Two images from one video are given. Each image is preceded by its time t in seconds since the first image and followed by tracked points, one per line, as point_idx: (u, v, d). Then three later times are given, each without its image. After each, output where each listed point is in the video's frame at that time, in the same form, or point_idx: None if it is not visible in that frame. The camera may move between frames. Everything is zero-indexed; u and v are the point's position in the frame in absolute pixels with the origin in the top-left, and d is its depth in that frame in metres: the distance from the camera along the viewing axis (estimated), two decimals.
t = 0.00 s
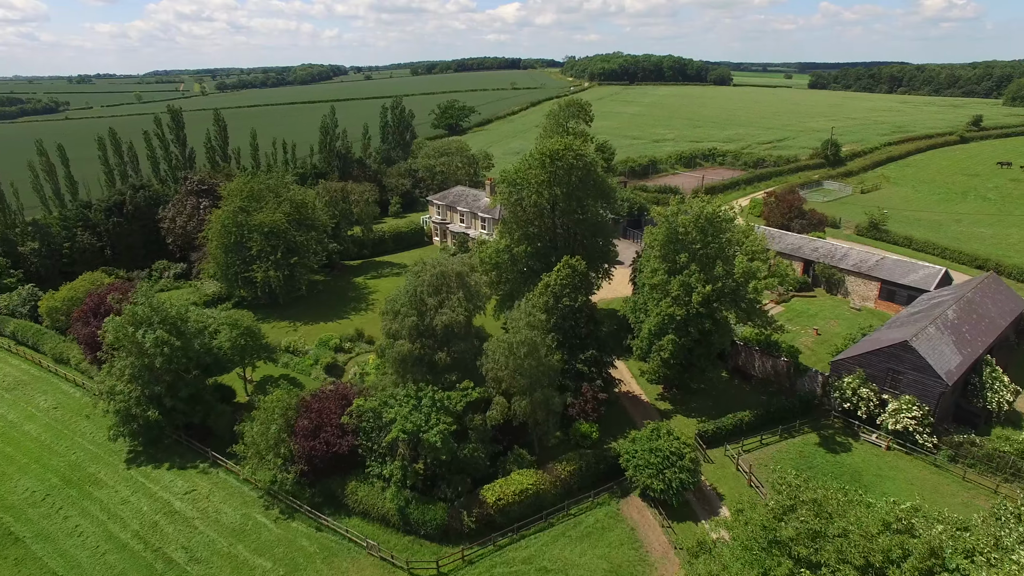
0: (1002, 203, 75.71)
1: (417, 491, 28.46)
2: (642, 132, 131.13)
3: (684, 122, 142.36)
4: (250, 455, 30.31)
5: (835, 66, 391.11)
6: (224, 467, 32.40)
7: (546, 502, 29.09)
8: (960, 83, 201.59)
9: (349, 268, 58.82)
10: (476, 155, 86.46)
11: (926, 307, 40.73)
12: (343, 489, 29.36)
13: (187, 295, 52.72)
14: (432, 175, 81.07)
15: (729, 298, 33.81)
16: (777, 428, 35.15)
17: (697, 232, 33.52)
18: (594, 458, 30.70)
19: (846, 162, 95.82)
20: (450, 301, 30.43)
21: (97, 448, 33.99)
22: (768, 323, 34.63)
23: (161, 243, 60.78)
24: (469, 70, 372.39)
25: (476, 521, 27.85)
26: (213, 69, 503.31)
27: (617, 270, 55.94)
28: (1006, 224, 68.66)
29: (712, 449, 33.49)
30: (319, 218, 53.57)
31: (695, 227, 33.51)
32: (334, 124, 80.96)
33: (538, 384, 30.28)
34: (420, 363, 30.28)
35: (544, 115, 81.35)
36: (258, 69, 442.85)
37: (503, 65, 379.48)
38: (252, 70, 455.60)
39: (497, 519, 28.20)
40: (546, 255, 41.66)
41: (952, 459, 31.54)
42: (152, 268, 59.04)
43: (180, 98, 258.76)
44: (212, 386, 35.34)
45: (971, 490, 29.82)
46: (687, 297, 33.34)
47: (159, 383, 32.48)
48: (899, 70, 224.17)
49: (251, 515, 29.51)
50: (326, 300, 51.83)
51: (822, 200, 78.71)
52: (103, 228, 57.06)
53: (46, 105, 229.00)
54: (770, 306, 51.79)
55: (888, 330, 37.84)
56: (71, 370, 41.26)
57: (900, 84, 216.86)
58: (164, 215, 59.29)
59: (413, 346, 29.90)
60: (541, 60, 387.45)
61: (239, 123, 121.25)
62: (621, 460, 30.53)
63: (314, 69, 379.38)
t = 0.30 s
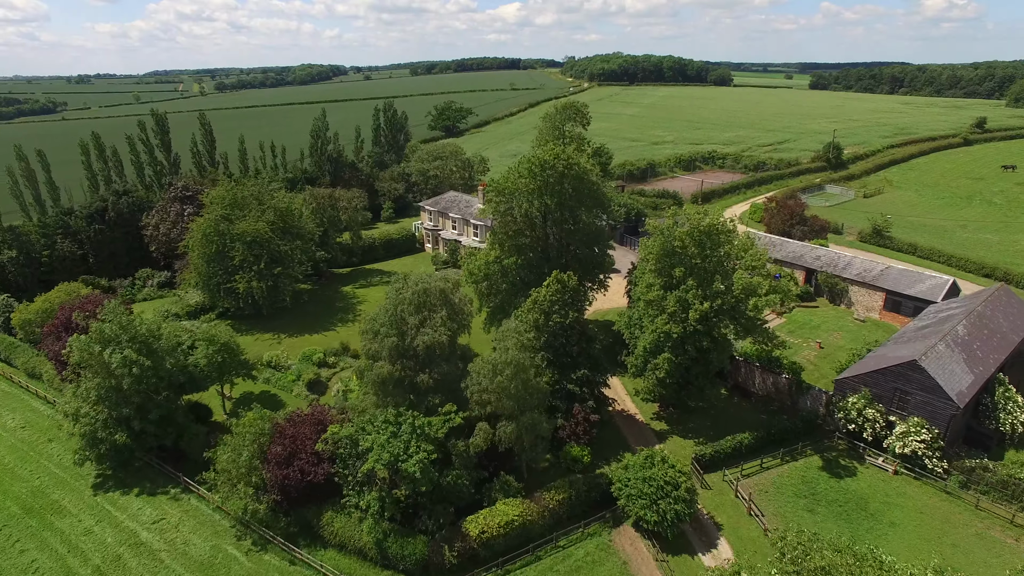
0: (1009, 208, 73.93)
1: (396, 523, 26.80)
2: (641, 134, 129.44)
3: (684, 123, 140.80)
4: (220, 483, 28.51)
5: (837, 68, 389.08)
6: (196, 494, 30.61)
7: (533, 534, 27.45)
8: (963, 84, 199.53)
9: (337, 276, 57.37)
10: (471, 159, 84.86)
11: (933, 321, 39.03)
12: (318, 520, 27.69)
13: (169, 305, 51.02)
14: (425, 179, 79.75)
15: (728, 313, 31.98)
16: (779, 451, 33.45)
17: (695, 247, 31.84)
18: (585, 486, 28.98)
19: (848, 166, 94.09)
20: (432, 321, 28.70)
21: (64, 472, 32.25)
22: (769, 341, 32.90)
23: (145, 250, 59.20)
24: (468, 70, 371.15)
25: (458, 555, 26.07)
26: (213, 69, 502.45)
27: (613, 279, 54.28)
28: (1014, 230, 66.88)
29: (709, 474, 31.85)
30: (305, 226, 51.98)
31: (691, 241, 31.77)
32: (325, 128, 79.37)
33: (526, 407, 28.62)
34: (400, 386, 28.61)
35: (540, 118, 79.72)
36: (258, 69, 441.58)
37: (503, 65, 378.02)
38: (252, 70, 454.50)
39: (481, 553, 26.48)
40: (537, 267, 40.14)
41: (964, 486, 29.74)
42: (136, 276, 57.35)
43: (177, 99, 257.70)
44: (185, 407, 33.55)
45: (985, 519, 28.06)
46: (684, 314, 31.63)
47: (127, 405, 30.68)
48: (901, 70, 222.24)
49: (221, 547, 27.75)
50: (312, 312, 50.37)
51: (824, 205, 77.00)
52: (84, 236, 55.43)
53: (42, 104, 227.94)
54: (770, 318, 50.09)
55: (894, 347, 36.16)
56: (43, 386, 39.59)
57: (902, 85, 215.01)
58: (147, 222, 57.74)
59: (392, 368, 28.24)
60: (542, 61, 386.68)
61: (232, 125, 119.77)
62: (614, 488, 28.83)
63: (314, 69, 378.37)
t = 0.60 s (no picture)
0: (1015, 213, 72.19)
1: (372, 558, 25.07)
2: (640, 136, 127.62)
3: (684, 124, 139.08)
4: (188, 514, 26.72)
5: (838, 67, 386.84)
6: (164, 523, 28.80)
7: (519, 569, 25.72)
8: (964, 84, 197.68)
9: (326, 286, 55.76)
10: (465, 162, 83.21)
11: (943, 336, 37.27)
12: (291, 555, 25.88)
13: (150, 317, 49.24)
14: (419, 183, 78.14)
15: (727, 332, 30.26)
16: (781, 476, 31.73)
17: (691, 263, 29.91)
18: (575, 517, 27.28)
19: (850, 169, 92.39)
20: (412, 342, 27.02)
21: (27, 499, 30.45)
22: (772, 361, 31.15)
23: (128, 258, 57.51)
24: (467, 70, 369.45)
25: None
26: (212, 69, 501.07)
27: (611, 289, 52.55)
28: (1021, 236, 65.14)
29: (708, 501, 30.17)
30: (290, 234, 50.31)
31: (689, 256, 29.95)
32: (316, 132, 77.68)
33: (512, 433, 26.94)
34: (379, 411, 26.93)
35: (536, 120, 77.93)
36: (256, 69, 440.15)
37: (502, 65, 376.55)
38: (251, 70, 452.94)
39: None
40: (528, 279, 38.52)
41: (977, 515, 28.02)
42: (118, 285, 55.54)
43: (174, 99, 256.21)
44: (156, 429, 31.79)
45: (1002, 552, 26.32)
46: (680, 333, 29.83)
47: (92, 430, 28.80)
48: (903, 70, 220.38)
49: None
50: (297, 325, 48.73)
51: (826, 210, 75.23)
52: (64, 244, 53.73)
53: (38, 105, 226.41)
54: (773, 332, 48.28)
55: (901, 364, 34.47)
56: (12, 404, 37.77)
57: (903, 85, 213.08)
58: (130, 229, 56.07)
59: (370, 393, 26.56)
60: (541, 61, 384.80)
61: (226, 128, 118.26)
62: (606, 519, 27.11)
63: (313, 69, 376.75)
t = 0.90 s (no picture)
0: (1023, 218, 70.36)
1: None
2: (640, 138, 125.94)
3: (684, 125, 137.36)
4: (150, 550, 24.96)
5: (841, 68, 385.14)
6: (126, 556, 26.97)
7: None
8: (968, 85, 195.66)
9: (313, 296, 54.24)
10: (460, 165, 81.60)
11: (954, 352, 35.43)
12: None
13: (130, 328, 47.55)
14: (412, 187, 76.73)
15: (726, 353, 28.55)
16: (783, 502, 30.02)
17: (690, 283, 28.01)
18: (563, 551, 25.53)
19: (853, 172, 90.60)
20: (390, 366, 25.40)
21: None
22: (774, 382, 29.45)
23: (110, 266, 55.81)
24: (468, 70, 367.86)
25: None
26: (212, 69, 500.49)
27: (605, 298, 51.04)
28: None
29: (706, 532, 28.41)
30: (274, 243, 48.72)
31: (686, 272, 28.08)
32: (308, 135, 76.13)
33: (496, 463, 25.27)
34: (354, 440, 25.30)
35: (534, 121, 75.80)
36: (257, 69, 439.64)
37: (502, 66, 374.92)
38: (252, 70, 452.15)
39: None
40: (518, 292, 37.00)
41: (993, 549, 26.25)
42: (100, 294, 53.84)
43: (173, 100, 254.83)
44: (124, 454, 30.08)
45: None
46: (676, 355, 28.08)
47: (51, 457, 26.96)
48: (905, 70, 218.34)
49: None
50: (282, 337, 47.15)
51: (828, 215, 73.49)
52: (43, 252, 52.03)
53: (36, 104, 225.55)
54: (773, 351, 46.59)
55: (910, 383, 32.68)
56: None
57: (906, 86, 211.02)
58: (112, 236, 54.42)
59: (345, 421, 24.94)
60: (542, 61, 383.82)
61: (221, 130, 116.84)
62: (596, 554, 25.37)
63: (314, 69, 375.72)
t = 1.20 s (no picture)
0: None
1: None
2: (639, 139, 124.05)
3: (685, 126, 135.49)
4: None
5: (842, 67, 383.04)
6: None
7: None
8: (970, 84, 193.61)
9: (300, 304, 52.94)
10: (455, 168, 79.94)
11: (966, 368, 33.60)
12: None
13: (109, 339, 45.78)
14: (405, 190, 75.61)
15: (724, 374, 26.82)
16: (783, 532, 28.25)
17: (685, 301, 26.28)
18: None
19: (856, 174, 88.75)
20: (363, 393, 23.75)
21: None
22: (774, 405, 27.76)
23: (91, 273, 54.02)
24: (468, 69, 366.23)
25: None
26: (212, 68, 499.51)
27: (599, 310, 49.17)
28: None
29: (702, 565, 26.67)
30: (257, 251, 47.08)
31: (681, 289, 26.30)
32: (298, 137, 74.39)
33: (477, 494, 23.56)
34: (324, 471, 23.70)
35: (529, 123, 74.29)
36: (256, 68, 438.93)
37: (503, 65, 373.39)
38: (252, 70, 451.68)
39: None
40: (506, 305, 35.58)
41: None
42: (79, 302, 52.00)
43: (171, 99, 253.31)
44: (87, 480, 28.32)
45: None
46: (671, 377, 26.37)
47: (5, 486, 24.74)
48: (908, 70, 216.29)
49: None
50: (265, 350, 45.52)
51: (831, 219, 71.65)
52: (20, 259, 50.23)
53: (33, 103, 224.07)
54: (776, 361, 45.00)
55: (919, 403, 30.91)
56: None
57: (908, 85, 208.87)
58: (92, 243, 52.66)
59: (315, 451, 23.31)
60: (542, 60, 382.48)
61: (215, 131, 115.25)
62: None
63: (314, 68, 374.64)
